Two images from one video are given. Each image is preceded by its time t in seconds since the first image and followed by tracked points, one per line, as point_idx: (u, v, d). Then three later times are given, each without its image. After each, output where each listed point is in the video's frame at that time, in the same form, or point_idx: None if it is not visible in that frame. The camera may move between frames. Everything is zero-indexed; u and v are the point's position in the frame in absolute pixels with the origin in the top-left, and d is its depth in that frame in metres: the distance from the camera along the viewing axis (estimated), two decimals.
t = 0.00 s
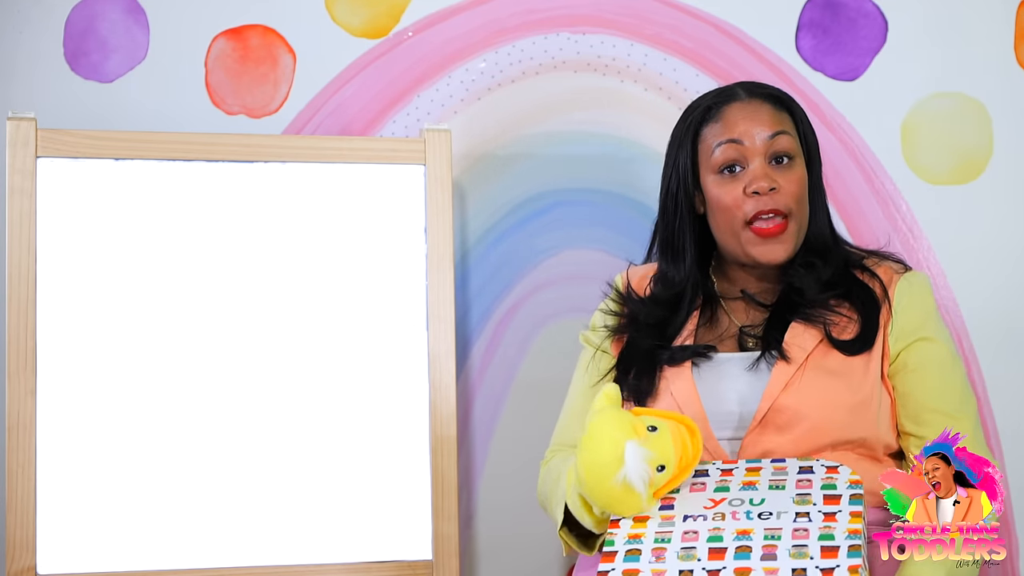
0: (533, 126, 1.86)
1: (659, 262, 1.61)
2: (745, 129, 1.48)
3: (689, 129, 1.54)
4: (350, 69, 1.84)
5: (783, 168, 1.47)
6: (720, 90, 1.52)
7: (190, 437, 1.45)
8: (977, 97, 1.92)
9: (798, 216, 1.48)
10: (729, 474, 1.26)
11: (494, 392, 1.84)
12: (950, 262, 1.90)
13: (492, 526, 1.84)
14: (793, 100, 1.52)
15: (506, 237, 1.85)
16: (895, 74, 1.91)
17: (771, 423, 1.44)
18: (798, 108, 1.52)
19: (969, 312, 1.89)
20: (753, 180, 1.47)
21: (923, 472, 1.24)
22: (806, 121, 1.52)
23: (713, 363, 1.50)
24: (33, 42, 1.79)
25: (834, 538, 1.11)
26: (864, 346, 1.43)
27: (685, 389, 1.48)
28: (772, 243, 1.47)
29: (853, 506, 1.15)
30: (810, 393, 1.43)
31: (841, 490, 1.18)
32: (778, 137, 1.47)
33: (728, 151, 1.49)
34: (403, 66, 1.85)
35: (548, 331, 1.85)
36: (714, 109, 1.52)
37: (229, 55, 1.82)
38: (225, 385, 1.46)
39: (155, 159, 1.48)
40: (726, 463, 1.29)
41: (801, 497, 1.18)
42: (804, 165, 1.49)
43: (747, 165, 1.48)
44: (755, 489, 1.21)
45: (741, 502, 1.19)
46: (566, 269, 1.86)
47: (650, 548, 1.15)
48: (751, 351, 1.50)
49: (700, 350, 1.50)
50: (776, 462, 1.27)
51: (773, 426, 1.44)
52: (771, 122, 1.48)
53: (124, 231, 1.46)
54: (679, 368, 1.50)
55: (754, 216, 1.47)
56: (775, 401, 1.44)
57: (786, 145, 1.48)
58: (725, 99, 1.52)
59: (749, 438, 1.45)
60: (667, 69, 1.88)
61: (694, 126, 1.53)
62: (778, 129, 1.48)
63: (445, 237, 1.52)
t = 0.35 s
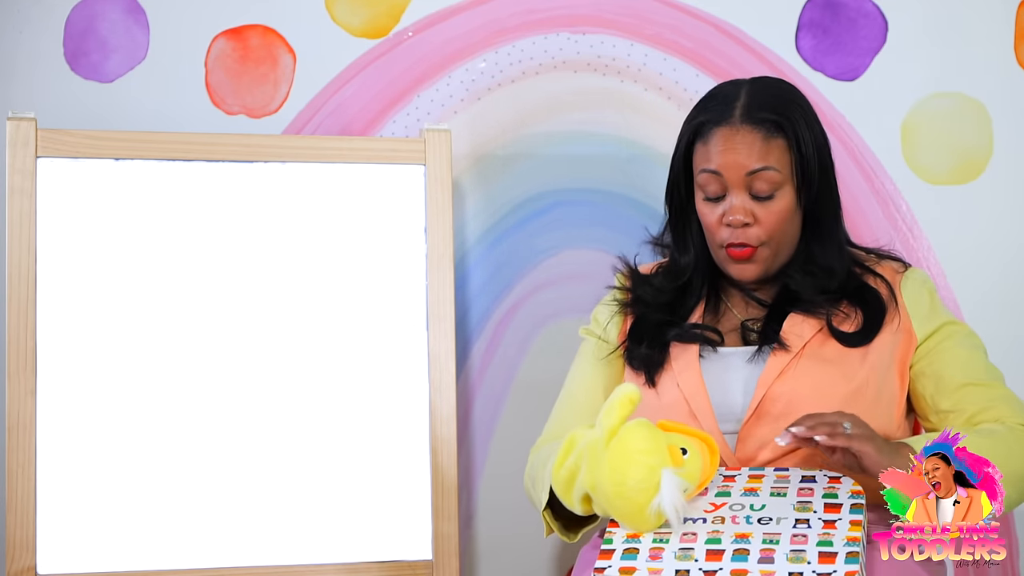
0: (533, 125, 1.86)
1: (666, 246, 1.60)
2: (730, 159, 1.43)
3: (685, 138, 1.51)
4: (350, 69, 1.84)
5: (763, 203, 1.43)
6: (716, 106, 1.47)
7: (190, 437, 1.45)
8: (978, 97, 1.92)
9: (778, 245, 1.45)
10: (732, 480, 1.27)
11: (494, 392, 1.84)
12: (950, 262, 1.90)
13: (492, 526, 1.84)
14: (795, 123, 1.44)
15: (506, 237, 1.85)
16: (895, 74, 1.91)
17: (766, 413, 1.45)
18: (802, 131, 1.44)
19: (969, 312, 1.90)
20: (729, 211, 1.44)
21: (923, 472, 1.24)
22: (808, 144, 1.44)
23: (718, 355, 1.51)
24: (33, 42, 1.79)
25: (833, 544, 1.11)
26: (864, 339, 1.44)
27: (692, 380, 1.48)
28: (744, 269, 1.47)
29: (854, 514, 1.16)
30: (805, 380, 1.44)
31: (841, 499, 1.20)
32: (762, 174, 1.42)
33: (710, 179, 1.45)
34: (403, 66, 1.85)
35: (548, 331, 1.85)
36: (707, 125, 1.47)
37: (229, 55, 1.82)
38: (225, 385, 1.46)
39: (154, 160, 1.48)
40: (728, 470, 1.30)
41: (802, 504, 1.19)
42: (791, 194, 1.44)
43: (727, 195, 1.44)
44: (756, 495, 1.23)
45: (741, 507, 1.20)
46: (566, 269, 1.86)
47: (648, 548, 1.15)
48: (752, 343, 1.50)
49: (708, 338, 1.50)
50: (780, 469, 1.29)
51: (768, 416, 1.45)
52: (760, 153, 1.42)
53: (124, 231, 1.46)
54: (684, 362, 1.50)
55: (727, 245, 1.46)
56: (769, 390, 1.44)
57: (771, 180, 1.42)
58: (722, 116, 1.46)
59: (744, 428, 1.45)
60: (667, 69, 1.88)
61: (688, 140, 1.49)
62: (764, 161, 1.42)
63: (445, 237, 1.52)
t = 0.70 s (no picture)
0: (534, 125, 1.86)
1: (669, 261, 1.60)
2: (733, 177, 1.43)
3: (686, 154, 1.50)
4: (350, 69, 1.84)
5: (768, 219, 1.43)
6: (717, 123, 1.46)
7: (190, 437, 1.45)
8: (977, 97, 1.92)
9: (780, 260, 1.45)
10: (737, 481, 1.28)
11: (494, 393, 1.84)
12: (950, 262, 1.90)
13: (492, 526, 1.84)
14: (794, 137, 1.45)
15: (506, 237, 1.85)
16: (895, 74, 1.91)
17: (769, 410, 1.45)
18: (800, 143, 1.45)
19: (969, 312, 1.90)
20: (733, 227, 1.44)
21: (923, 472, 1.24)
22: (807, 156, 1.45)
23: (720, 354, 1.51)
24: (33, 42, 1.79)
25: (839, 542, 1.11)
26: (864, 339, 1.44)
27: (697, 375, 1.48)
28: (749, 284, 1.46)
29: (859, 513, 1.16)
30: (807, 378, 1.44)
31: (847, 498, 1.20)
32: (767, 190, 1.41)
33: (712, 198, 1.44)
34: (403, 66, 1.85)
35: (548, 331, 1.85)
36: (708, 143, 1.47)
37: (229, 55, 1.82)
38: (225, 385, 1.46)
39: (155, 160, 1.48)
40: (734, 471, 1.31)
41: (807, 504, 1.20)
42: (792, 209, 1.44)
43: (731, 212, 1.44)
44: (762, 495, 1.23)
45: (747, 507, 1.20)
46: (566, 269, 1.86)
47: (654, 546, 1.14)
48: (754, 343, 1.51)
49: (708, 338, 1.50)
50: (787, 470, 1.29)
51: (771, 413, 1.45)
52: (763, 170, 1.42)
53: (124, 232, 1.46)
54: (687, 359, 1.50)
55: (732, 261, 1.46)
56: (772, 387, 1.45)
57: (776, 196, 1.42)
58: (721, 134, 1.46)
59: (749, 426, 1.45)
60: (667, 69, 1.88)
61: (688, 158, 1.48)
62: (767, 178, 1.42)
63: (445, 237, 1.52)
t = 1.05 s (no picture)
0: (534, 125, 1.86)
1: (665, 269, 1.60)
2: (732, 174, 1.43)
3: (683, 152, 1.50)
4: (350, 69, 1.84)
5: (767, 214, 1.43)
6: (714, 119, 1.46)
7: (190, 437, 1.45)
8: (977, 97, 1.92)
9: (782, 253, 1.45)
10: (738, 482, 1.28)
11: (494, 393, 1.84)
12: (950, 261, 1.90)
13: (492, 526, 1.84)
14: (791, 131, 1.45)
15: (506, 237, 1.85)
16: (895, 74, 1.91)
17: (771, 412, 1.45)
18: (797, 138, 1.45)
19: (969, 311, 1.90)
20: (733, 224, 1.43)
21: (923, 472, 1.24)
22: (805, 151, 1.45)
23: (719, 356, 1.51)
24: (33, 42, 1.79)
25: (839, 542, 1.11)
26: (864, 342, 1.44)
27: (694, 379, 1.48)
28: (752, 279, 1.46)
29: (859, 514, 1.16)
30: (809, 381, 1.44)
31: (847, 499, 1.20)
32: (766, 185, 1.41)
33: (711, 195, 1.44)
34: (403, 66, 1.85)
35: (548, 331, 1.85)
36: (706, 140, 1.47)
37: (229, 55, 1.82)
38: (225, 384, 1.46)
39: (155, 160, 1.48)
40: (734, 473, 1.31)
41: (808, 504, 1.19)
42: (792, 204, 1.44)
43: (731, 209, 1.44)
44: (762, 495, 1.23)
45: (747, 507, 1.20)
46: (566, 269, 1.86)
47: (654, 546, 1.14)
48: (753, 347, 1.50)
49: (705, 341, 1.50)
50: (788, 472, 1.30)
51: (773, 415, 1.45)
52: (761, 166, 1.42)
53: (124, 231, 1.46)
54: (687, 361, 1.50)
55: (733, 258, 1.45)
56: (774, 389, 1.45)
57: (775, 191, 1.42)
58: (718, 131, 1.46)
59: (750, 427, 1.45)
60: (667, 69, 1.88)
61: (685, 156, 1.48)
62: (766, 174, 1.42)
63: (445, 237, 1.52)
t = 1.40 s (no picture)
0: (533, 125, 1.86)
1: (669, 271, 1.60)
2: (738, 176, 1.43)
3: (690, 152, 1.50)
4: (350, 69, 1.84)
5: (773, 218, 1.43)
6: (723, 120, 1.47)
7: (190, 437, 1.45)
8: (977, 97, 1.92)
9: (786, 257, 1.45)
10: (739, 481, 1.29)
11: (493, 393, 1.84)
12: (950, 261, 1.90)
13: (492, 526, 1.84)
14: (798, 134, 1.45)
15: (506, 237, 1.85)
16: (895, 74, 1.91)
17: (774, 413, 1.45)
18: (804, 142, 1.46)
19: (969, 311, 1.90)
20: (738, 226, 1.43)
21: (923, 472, 1.24)
22: (811, 155, 1.46)
23: (720, 357, 1.50)
24: (33, 42, 1.79)
25: (840, 541, 1.11)
26: (866, 346, 1.44)
27: (694, 379, 1.48)
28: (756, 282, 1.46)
29: (859, 514, 1.16)
30: (813, 383, 1.44)
31: (848, 499, 1.20)
32: (772, 188, 1.41)
33: (717, 197, 1.44)
34: (403, 66, 1.85)
35: (548, 331, 1.85)
36: (713, 141, 1.47)
37: (229, 55, 1.82)
38: (226, 384, 1.46)
39: (155, 160, 1.48)
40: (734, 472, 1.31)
41: (809, 504, 1.19)
42: (798, 208, 1.44)
43: (736, 211, 1.44)
44: (763, 494, 1.23)
45: (748, 506, 1.20)
46: (566, 269, 1.86)
47: (656, 543, 1.14)
48: (756, 347, 1.50)
49: (705, 342, 1.50)
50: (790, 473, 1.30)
51: (775, 416, 1.45)
52: (768, 168, 1.42)
53: (124, 232, 1.46)
54: (687, 362, 1.50)
55: (737, 260, 1.45)
56: (778, 390, 1.44)
57: (781, 194, 1.42)
58: (726, 131, 1.46)
59: (752, 428, 1.46)
60: (667, 69, 1.88)
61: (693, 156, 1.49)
62: (773, 177, 1.42)
63: (445, 237, 1.52)
